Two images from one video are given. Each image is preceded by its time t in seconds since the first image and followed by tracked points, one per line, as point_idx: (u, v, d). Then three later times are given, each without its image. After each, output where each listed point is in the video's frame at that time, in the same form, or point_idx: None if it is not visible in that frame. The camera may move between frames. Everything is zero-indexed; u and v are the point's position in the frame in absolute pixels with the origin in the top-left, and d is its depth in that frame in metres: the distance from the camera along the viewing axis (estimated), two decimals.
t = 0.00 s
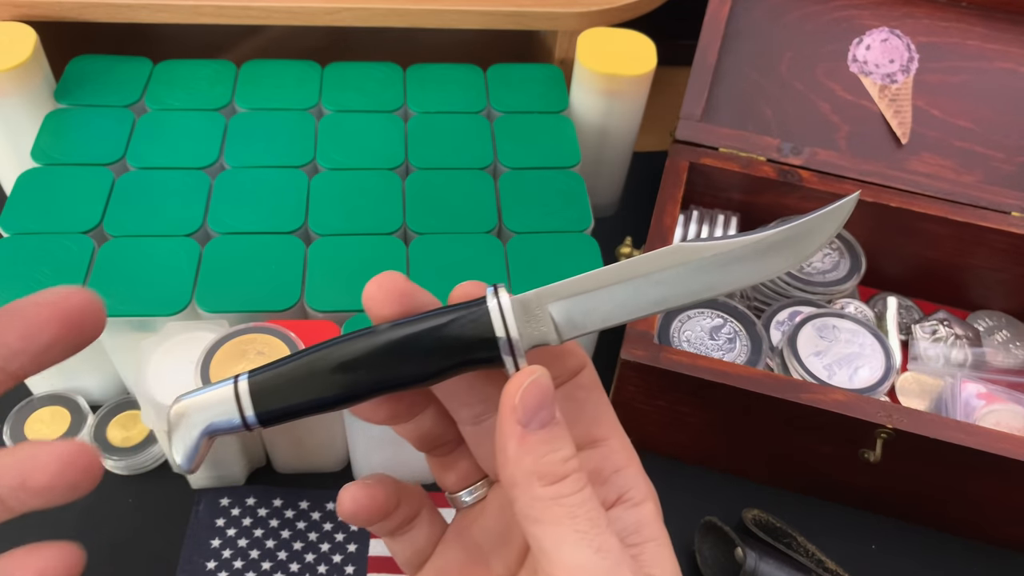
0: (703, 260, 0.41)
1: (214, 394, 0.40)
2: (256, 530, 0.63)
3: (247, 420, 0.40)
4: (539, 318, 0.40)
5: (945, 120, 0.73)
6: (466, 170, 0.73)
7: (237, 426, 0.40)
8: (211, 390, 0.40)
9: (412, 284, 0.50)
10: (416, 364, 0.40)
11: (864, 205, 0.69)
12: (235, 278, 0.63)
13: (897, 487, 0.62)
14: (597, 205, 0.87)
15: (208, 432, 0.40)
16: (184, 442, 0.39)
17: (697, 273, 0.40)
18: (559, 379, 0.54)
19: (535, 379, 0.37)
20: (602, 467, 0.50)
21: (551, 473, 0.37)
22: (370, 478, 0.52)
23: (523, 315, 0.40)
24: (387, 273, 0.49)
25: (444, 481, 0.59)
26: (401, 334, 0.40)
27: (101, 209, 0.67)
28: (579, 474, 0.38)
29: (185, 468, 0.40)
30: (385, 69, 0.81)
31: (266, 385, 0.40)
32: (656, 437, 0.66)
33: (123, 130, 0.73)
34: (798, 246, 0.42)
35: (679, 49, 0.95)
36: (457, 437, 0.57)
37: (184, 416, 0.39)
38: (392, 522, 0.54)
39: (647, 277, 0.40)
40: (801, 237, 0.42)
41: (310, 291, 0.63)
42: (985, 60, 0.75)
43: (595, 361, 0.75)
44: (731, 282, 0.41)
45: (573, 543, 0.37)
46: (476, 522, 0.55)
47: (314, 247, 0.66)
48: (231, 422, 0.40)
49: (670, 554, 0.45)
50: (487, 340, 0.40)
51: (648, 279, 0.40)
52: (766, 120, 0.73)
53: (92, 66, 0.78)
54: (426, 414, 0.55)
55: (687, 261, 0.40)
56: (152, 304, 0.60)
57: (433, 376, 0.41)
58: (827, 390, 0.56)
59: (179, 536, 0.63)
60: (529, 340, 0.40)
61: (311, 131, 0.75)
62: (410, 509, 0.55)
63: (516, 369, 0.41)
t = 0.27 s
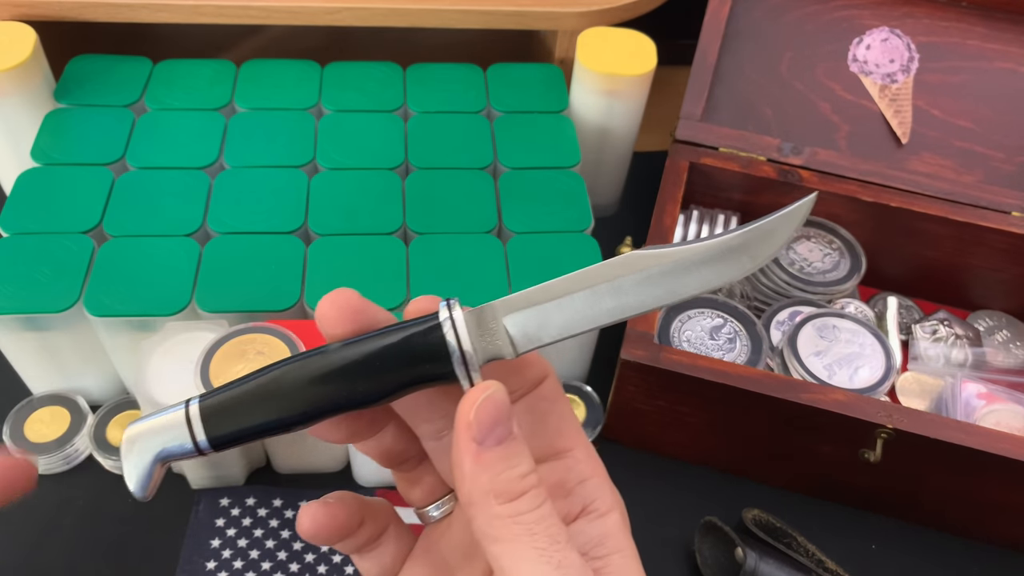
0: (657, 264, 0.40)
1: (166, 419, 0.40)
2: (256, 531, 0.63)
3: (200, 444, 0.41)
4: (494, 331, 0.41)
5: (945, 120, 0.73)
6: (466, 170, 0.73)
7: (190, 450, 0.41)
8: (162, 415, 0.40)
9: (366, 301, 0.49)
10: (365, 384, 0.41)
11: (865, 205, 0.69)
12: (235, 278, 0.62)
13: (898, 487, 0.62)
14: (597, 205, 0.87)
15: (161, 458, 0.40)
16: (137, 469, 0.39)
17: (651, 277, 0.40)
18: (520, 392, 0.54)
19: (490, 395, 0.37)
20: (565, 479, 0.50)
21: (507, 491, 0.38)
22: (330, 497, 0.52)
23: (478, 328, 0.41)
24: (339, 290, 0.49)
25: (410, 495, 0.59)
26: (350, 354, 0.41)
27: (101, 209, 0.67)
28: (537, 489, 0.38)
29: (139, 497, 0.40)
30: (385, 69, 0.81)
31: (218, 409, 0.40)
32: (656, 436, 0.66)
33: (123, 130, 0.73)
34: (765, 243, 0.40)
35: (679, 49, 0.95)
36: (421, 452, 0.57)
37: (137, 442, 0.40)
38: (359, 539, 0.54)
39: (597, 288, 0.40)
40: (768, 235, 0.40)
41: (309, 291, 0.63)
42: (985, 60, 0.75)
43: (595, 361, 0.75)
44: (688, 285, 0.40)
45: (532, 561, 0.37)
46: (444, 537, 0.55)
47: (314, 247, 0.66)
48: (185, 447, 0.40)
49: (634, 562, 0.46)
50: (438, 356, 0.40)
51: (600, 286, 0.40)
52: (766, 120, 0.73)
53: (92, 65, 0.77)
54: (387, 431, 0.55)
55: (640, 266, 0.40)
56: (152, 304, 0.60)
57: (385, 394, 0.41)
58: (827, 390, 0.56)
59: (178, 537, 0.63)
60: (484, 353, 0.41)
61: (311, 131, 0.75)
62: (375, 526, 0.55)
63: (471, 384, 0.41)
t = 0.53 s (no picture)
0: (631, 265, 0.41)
1: (145, 428, 0.40)
2: (256, 531, 0.63)
3: (181, 452, 0.41)
4: (471, 336, 0.41)
5: (945, 120, 0.73)
6: (466, 170, 0.72)
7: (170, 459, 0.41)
8: (141, 424, 0.41)
9: (344, 309, 0.49)
10: (343, 389, 0.41)
11: (865, 205, 0.69)
12: (234, 278, 0.62)
13: (897, 487, 0.62)
14: (597, 205, 0.87)
15: (141, 467, 0.40)
16: (117, 478, 0.40)
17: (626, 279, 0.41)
18: (500, 395, 0.54)
19: (467, 400, 0.37)
20: (546, 481, 0.50)
21: (486, 495, 0.38)
22: (312, 502, 0.51)
23: (454, 333, 0.41)
24: (317, 297, 0.49)
25: (395, 500, 0.59)
26: (328, 360, 0.41)
27: (101, 209, 0.67)
28: (516, 493, 0.38)
29: (121, 505, 0.41)
30: (385, 69, 0.81)
31: (195, 416, 0.40)
32: (656, 436, 0.66)
33: (123, 130, 0.73)
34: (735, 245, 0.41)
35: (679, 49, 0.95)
36: (405, 456, 0.58)
37: (118, 451, 0.40)
38: (344, 544, 0.53)
39: (573, 291, 0.41)
40: (739, 238, 0.41)
41: (309, 291, 0.63)
42: (985, 60, 0.75)
43: (595, 361, 0.75)
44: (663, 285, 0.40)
45: (513, 564, 0.37)
46: (427, 542, 0.55)
47: (314, 247, 0.66)
48: (164, 455, 0.40)
49: (617, 564, 0.45)
50: (415, 360, 0.41)
51: (576, 288, 0.41)
52: (766, 120, 0.73)
53: (92, 65, 0.77)
54: (370, 435, 0.55)
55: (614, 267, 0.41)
56: (152, 305, 0.60)
57: (362, 399, 0.42)
58: (827, 390, 0.56)
59: (178, 537, 0.63)
60: (461, 357, 0.41)
61: (310, 131, 0.75)
62: (360, 530, 0.55)
63: (449, 389, 0.41)
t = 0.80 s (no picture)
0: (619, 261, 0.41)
1: (129, 434, 0.41)
2: (256, 531, 0.63)
3: (165, 458, 0.41)
4: (460, 334, 0.41)
5: (946, 120, 0.73)
6: (466, 170, 0.72)
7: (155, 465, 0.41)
8: (125, 431, 0.41)
9: (330, 310, 0.49)
10: (329, 391, 0.41)
11: (865, 205, 0.69)
12: (234, 278, 0.62)
13: (897, 487, 0.62)
14: (598, 205, 0.87)
15: (126, 474, 0.40)
16: (101, 486, 0.40)
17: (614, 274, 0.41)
18: (490, 394, 0.54)
19: (457, 401, 0.37)
20: (537, 480, 0.50)
21: (476, 496, 0.38)
22: (301, 504, 0.51)
23: (443, 332, 0.41)
24: (302, 299, 0.49)
25: (385, 500, 0.59)
26: (314, 362, 0.41)
27: (102, 209, 0.67)
28: (507, 493, 0.38)
29: (106, 513, 0.41)
30: (385, 69, 0.81)
31: (183, 421, 0.41)
32: (656, 436, 0.66)
33: (123, 130, 0.73)
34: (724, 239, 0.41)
35: (679, 49, 0.95)
36: (395, 456, 0.58)
37: (101, 459, 0.40)
38: (334, 545, 0.53)
39: (562, 287, 0.41)
40: (727, 232, 0.41)
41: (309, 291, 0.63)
42: (985, 60, 0.75)
43: (595, 361, 0.75)
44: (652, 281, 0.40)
45: (503, 565, 0.37)
46: (418, 542, 0.55)
47: (314, 247, 0.66)
48: (149, 461, 0.41)
49: (608, 562, 0.46)
50: (402, 361, 0.41)
51: (564, 285, 0.41)
52: (766, 120, 0.73)
53: (92, 65, 0.77)
54: (358, 436, 0.56)
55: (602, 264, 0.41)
56: (152, 305, 0.60)
57: (350, 401, 0.42)
58: (828, 390, 0.56)
59: (179, 537, 0.63)
60: (450, 357, 0.41)
61: (310, 132, 0.75)
62: (351, 532, 0.55)
63: (438, 389, 0.41)
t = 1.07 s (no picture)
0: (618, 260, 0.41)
1: (133, 435, 0.41)
2: (256, 531, 0.63)
3: (169, 458, 0.41)
4: (459, 334, 0.41)
5: (946, 120, 0.73)
6: (466, 170, 0.72)
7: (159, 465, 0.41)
8: (129, 431, 0.41)
9: (331, 311, 0.49)
10: (332, 392, 0.41)
11: (865, 205, 0.69)
12: (234, 278, 0.62)
13: (897, 487, 0.62)
14: (598, 205, 0.87)
15: (130, 474, 0.40)
16: (106, 486, 0.40)
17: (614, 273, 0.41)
18: (490, 394, 0.54)
19: (457, 400, 0.37)
20: (537, 480, 0.50)
21: (476, 495, 0.38)
22: (303, 503, 0.51)
23: (443, 332, 0.41)
24: (303, 300, 0.49)
25: (386, 500, 0.59)
26: (317, 363, 0.41)
27: (102, 209, 0.67)
28: (507, 492, 0.38)
29: (111, 513, 0.41)
30: (385, 69, 0.81)
31: (184, 422, 0.41)
32: (656, 436, 0.66)
33: (123, 130, 0.73)
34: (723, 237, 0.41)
35: (679, 49, 0.95)
36: (396, 456, 0.58)
37: (106, 460, 0.40)
38: (336, 545, 0.53)
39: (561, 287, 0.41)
40: (726, 230, 0.41)
41: (309, 291, 0.63)
42: (985, 60, 0.75)
43: (595, 361, 0.75)
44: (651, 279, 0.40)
45: (503, 563, 0.37)
46: (420, 541, 0.55)
47: (314, 247, 0.66)
48: (154, 462, 0.41)
49: (608, 561, 0.46)
50: (405, 361, 0.41)
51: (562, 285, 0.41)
52: (766, 120, 0.73)
53: (92, 65, 0.77)
54: (360, 437, 0.56)
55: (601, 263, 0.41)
56: (152, 305, 0.60)
57: (352, 402, 0.42)
58: (828, 390, 0.56)
59: (179, 537, 0.63)
60: (450, 357, 0.41)
61: (310, 132, 0.75)
62: (352, 531, 0.55)
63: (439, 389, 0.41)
